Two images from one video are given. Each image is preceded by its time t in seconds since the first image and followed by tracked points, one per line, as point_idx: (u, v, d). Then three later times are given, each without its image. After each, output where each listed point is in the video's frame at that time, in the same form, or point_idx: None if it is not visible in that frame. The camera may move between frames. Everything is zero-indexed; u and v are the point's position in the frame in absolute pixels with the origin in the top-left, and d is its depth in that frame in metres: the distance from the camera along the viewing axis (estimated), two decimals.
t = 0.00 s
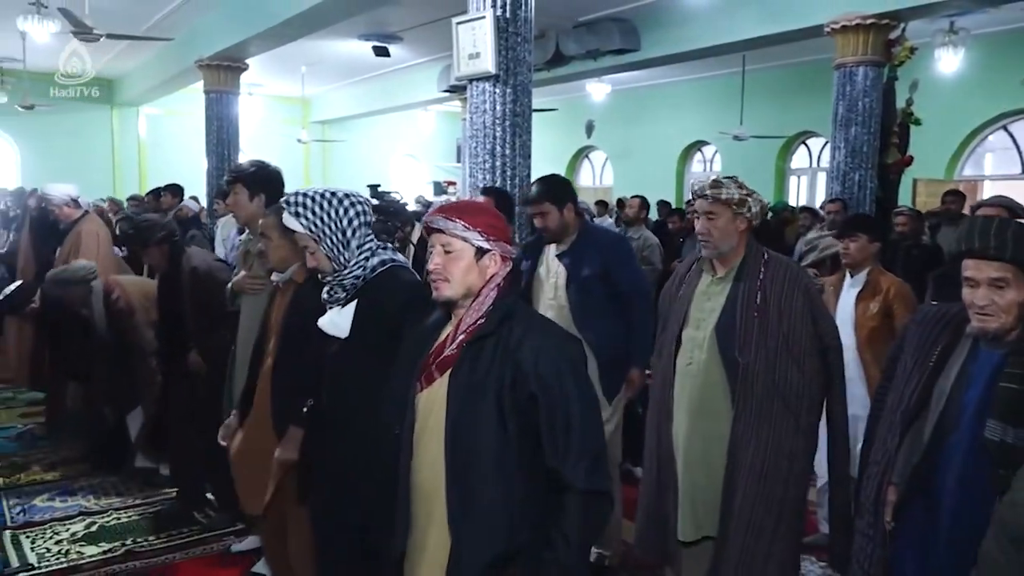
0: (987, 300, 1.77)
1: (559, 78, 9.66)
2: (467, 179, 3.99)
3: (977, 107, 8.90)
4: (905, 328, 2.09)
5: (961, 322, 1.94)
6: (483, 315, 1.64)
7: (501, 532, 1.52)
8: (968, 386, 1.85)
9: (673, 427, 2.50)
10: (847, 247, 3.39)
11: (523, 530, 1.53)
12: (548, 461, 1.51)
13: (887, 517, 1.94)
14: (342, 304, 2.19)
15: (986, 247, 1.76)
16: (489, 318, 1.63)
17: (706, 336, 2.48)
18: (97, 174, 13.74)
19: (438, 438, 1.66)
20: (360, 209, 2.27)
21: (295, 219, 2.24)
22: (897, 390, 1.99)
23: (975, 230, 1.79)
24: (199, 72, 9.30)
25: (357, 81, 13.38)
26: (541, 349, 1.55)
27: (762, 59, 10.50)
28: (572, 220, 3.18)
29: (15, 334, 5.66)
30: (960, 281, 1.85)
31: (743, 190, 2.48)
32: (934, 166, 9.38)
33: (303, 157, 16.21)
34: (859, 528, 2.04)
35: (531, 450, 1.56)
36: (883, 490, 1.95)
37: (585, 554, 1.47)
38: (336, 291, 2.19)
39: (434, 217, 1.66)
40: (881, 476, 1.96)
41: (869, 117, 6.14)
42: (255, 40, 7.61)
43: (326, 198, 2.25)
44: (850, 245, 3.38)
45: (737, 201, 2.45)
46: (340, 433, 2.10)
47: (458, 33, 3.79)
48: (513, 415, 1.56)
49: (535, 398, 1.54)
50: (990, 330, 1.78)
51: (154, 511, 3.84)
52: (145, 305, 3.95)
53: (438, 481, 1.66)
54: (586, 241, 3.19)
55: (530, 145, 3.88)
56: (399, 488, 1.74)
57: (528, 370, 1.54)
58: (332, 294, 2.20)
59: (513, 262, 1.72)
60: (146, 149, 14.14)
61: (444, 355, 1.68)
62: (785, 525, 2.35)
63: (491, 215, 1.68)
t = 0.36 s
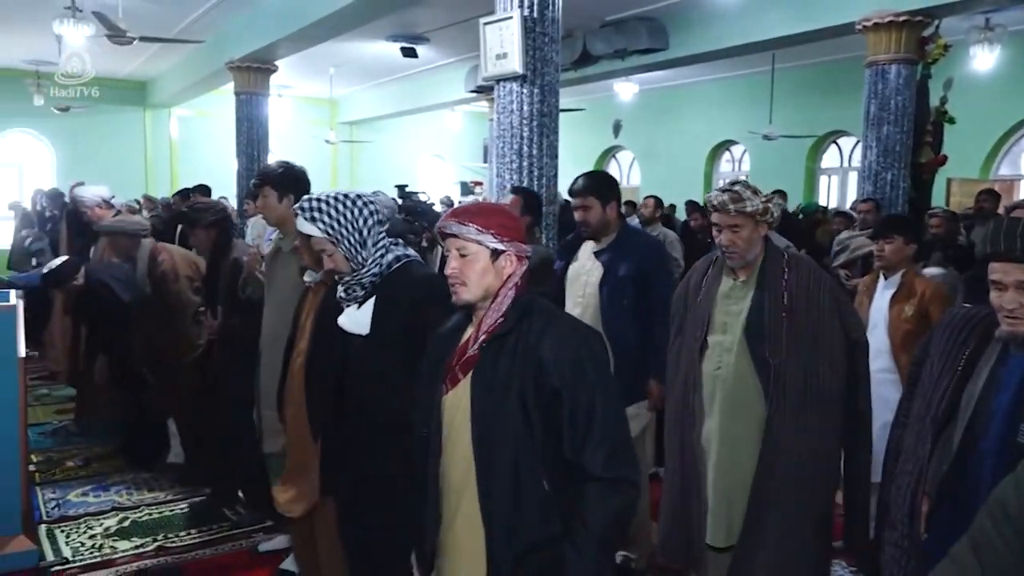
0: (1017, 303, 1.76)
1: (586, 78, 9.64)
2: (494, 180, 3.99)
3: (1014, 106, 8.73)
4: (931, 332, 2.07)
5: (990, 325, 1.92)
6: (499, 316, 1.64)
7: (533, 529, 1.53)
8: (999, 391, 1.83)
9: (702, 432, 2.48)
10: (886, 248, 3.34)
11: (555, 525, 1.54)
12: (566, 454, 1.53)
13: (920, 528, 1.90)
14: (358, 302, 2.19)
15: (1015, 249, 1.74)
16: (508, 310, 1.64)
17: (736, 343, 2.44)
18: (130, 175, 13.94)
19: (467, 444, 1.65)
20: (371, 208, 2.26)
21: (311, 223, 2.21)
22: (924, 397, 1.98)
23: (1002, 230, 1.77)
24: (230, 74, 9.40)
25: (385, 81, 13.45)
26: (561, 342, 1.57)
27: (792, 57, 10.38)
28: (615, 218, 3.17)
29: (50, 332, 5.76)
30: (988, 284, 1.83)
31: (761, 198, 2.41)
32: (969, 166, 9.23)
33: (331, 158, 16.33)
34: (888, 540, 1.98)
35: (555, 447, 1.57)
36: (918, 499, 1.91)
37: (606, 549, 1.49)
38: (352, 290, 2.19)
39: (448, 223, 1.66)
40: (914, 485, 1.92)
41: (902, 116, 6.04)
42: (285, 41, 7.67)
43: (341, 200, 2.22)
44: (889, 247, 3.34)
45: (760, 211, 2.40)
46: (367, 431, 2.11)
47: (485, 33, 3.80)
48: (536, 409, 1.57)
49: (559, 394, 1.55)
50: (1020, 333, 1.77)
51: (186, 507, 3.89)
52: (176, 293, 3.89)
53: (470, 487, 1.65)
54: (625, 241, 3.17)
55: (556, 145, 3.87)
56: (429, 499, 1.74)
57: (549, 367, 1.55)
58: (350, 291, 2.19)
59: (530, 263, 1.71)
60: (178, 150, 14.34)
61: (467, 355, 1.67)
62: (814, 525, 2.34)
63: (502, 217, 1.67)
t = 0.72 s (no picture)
0: None
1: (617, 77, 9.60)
2: (526, 180, 3.98)
3: None
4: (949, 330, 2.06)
5: (1006, 322, 1.91)
6: (554, 318, 1.63)
7: (574, 537, 1.54)
8: (1016, 389, 1.82)
9: (736, 440, 2.44)
10: (918, 251, 3.30)
11: (596, 530, 1.55)
12: (619, 467, 1.51)
13: (942, 529, 1.90)
14: (402, 296, 2.20)
15: None
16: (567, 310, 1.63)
17: (771, 345, 2.41)
18: (166, 176, 14.15)
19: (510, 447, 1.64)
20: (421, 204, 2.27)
21: (361, 218, 2.22)
22: (940, 398, 1.97)
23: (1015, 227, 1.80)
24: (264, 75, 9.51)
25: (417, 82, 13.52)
26: (616, 348, 1.56)
27: (828, 55, 10.24)
28: (652, 217, 3.16)
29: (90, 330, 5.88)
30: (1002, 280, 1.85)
31: (784, 207, 2.36)
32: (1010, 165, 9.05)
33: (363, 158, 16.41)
34: (910, 542, 1.99)
35: (602, 456, 1.56)
36: (939, 500, 1.91)
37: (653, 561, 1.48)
38: (398, 285, 2.21)
39: (503, 225, 1.66)
40: (935, 485, 1.92)
41: (941, 114, 5.93)
42: (318, 42, 7.74)
43: (393, 197, 2.24)
44: (921, 249, 3.29)
45: (783, 222, 2.36)
46: (403, 428, 2.13)
47: (517, 33, 3.80)
48: (583, 414, 1.56)
49: (610, 404, 1.53)
50: None
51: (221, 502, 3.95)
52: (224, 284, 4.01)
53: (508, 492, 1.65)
54: (663, 240, 3.15)
55: (588, 144, 3.86)
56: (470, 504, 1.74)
57: (602, 372, 1.54)
58: (396, 287, 2.21)
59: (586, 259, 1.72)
60: (213, 150, 14.54)
61: (518, 353, 1.67)
62: (850, 530, 2.30)
63: (558, 217, 1.66)
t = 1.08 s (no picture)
0: None
1: (645, 76, 9.56)
2: (552, 180, 3.97)
3: None
4: (981, 329, 2.03)
5: None
6: (598, 335, 1.65)
7: (611, 549, 1.56)
8: None
9: (774, 450, 2.41)
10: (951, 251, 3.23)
11: (636, 541, 1.56)
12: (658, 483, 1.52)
13: (966, 530, 1.87)
14: (432, 296, 2.23)
15: None
16: (613, 325, 1.64)
17: (804, 349, 2.39)
18: (197, 176, 14.31)
19: (548, 466, 1.67)
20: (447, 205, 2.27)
21: (385, 223, 2.25)
22: (969, 398, 1.95)
23: None
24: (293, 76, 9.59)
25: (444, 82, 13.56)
26: (656, 364, 1.56)
27: (859, 53, 10.12)
28: (678, 219, 3.14)
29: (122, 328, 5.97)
30: None
31: (813, 216, 2.32)
32: None
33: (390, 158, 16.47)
34: (936, 541, 1.98)
35: (641, 468, 1.58)
36: (963, 501, 1.88)
37: None
38: (429, 286, 2.23)
39: (530, 260, 1.65)
40: (960, 486, 1.90)
41: (976, 111, 5.84)
42: (347, 43, 7.80)
43: (416, 200, 2.25)
44: (954, 249, 3.22)
45: (813, 233, 2.33)
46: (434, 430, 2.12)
47: (543, 32, 3.80)
48: (624, 427, 1.58)
49: (648, 420, 1.55)
50: None
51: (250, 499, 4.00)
52: (262, 275, 4.08)
53: (549, 501, 1.66)
54: (691, 242, 3.14)
55: (615, 144, 3.85)
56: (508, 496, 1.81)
57: (641, 389, 1.56)
58: (428, 288, 2.23)
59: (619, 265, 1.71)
60: (242, 150, 14.72)
61: (563, 359, 1.70)
62: (880, 533, 2.28)
63: (585, 234, 1.64)
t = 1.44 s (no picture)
0: None
1: (670, 75, 9.51)
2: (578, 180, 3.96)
3: None
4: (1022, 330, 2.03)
5: None
6: (626, 345, 1.67)
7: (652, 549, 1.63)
8: None
9: (808, 459, 2.40)
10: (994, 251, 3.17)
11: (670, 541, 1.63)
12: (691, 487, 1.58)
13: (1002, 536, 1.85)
14: (450, 299, 2.26)
15: None
16: (640, 328, 1.67)
17: (833, 356, 2.37)
18: (225, 176, 14.47)
19: (586, 470, 1.73)
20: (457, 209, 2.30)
21: (397, 234, 2.29)
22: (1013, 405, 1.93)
23: None
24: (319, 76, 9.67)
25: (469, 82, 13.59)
26: (687, 369, 1.59)
27: (888, 51, 10.01)
28: (700, 220, 3.13)
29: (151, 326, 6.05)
30: None
31: (833, 227, 2.28)
32: None
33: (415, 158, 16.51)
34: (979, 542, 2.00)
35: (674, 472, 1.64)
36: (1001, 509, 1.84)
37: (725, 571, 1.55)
38: (447, 290, 2.27)
39: (545, 290, 1.65)
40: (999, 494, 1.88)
41: (1009, 109, 5.74)
42: (373, 44, 7.84)
43: (425, 208, 2.28)
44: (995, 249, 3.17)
45: (834, 246, 2.29)
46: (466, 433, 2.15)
47: (569, 32, 3.79)
48: (656, 432, 1.63)
49: (680, 424, 1.59)
50: None
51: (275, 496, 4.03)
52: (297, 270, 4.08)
53: (583, 502, 1.74)
54: (713, 242, 3.12)
55: (640, 144, 3.83)
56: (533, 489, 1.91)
57: (672, 394, 1.59)
58: (445, 292, 2.27)
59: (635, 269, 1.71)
60: (270, 151, 14.85)
61: (592, 366, 1.74)
62: (911, 538, 2.27)
63: (594, 250, 1.63)
